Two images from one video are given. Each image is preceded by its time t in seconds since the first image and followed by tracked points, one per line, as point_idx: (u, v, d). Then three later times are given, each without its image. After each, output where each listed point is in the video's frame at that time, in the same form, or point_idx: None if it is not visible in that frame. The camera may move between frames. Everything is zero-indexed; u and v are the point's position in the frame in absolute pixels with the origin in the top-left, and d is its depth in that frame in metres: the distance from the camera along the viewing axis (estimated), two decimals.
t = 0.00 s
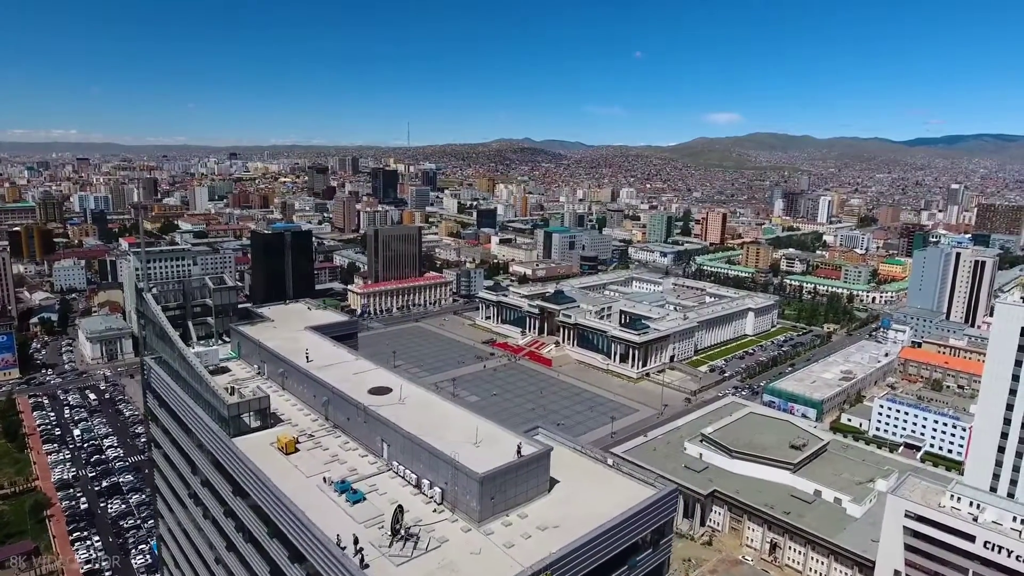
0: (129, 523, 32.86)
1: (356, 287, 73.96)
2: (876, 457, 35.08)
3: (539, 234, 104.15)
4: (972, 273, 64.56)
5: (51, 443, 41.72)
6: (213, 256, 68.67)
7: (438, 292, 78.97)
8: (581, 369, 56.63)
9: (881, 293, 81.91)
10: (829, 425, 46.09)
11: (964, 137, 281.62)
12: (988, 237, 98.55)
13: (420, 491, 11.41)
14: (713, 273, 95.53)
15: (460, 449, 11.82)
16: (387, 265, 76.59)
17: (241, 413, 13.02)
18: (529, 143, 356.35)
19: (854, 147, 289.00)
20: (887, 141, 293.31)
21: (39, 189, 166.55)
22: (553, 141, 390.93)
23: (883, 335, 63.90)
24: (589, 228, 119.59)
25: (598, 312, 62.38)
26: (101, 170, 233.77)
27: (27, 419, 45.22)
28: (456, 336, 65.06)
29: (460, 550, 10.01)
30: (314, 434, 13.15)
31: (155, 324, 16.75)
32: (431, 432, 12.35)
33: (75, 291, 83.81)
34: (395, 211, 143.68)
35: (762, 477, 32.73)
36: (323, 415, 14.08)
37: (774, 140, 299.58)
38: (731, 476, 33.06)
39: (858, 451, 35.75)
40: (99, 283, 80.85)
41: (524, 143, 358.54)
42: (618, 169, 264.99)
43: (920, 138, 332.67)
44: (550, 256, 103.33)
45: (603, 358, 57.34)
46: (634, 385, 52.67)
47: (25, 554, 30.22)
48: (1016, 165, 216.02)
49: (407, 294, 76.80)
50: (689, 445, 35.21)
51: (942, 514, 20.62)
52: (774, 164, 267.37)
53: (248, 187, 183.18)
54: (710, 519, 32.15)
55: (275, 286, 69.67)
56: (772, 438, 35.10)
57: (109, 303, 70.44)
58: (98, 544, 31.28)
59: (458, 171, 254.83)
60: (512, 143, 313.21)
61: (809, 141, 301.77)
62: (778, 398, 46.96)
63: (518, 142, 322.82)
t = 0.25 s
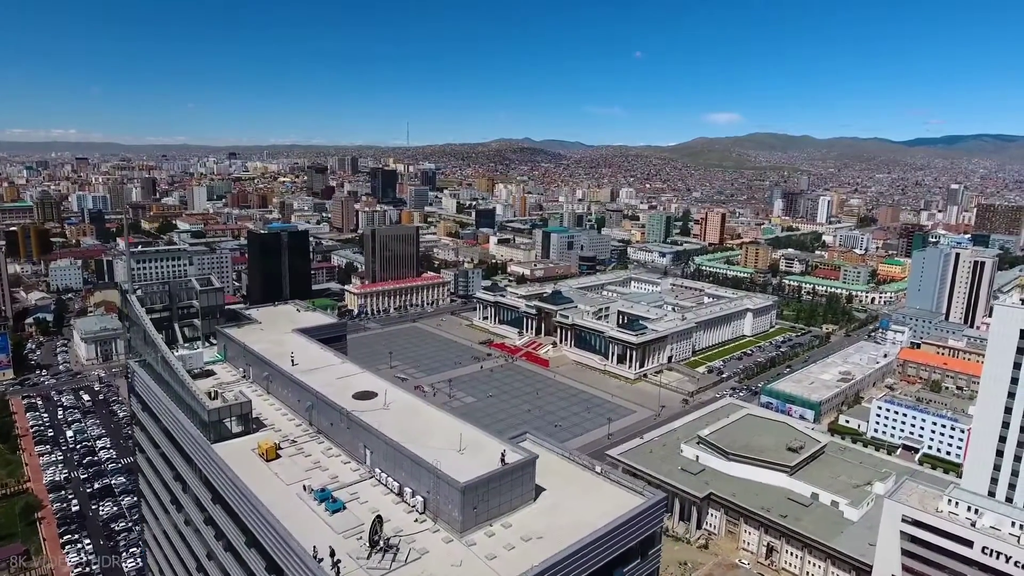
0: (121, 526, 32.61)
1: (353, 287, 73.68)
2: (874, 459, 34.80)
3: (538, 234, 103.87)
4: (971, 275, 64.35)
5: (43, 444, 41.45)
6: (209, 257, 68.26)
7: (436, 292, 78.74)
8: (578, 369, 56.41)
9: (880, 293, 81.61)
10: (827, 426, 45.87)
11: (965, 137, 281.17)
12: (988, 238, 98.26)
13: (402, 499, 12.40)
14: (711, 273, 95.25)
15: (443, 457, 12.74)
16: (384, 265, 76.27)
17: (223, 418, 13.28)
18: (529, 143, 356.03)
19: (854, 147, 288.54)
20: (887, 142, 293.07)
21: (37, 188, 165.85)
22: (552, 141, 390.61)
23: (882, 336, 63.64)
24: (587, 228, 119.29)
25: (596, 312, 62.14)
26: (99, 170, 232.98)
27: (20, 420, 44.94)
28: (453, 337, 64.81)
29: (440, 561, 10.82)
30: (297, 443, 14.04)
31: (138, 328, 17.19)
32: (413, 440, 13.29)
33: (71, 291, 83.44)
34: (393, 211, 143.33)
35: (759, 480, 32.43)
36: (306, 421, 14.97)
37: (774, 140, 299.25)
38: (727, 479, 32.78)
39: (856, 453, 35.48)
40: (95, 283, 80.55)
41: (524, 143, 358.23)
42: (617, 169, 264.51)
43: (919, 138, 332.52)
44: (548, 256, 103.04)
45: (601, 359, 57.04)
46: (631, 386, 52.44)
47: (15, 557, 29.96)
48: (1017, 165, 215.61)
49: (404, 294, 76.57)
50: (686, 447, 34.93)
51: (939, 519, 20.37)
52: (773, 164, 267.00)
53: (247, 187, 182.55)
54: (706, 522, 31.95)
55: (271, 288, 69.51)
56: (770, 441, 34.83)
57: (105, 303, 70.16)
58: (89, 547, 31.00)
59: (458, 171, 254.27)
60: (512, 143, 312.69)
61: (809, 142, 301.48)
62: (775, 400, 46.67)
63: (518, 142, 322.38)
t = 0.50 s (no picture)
0: (115, 528, 32.41)
1: (351, 287, 73.47)
2: (873, 461, 34.58)
3: (536, 234, 103.69)
4: (970, 276, 64.23)
5: (38, 445, 41.24)
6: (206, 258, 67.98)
7: (434, 292, 78.56)
8: (576, 370, 56.22)
9: (879, 294, 81.47)
10: (826, 427, 45.67)
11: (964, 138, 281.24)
12: (987, 238, 98.17)
13: (389, 504, 12.85)
14: (710, 273, 95.10)
15: (432, 462, 13.21)
16: (382, 265, 75.99)
17: (206, 422, 13.64)
18: (528, 143, 355.92)
19: (853, 148, 288.46)
20: (886, 142, 293.07)
21: (35, 188, 165.48)
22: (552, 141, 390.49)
23: (881, 337, 63.44)
24: (586, 228, 119.14)
25: (594, 313, 61.93)
26: (98, 170, 232.54)
27: (15, 421, 44.75)
28: (451, 337, 64.58)
29: (425, 567, 11.23)
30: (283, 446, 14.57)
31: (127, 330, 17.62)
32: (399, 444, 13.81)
33: (68, 291, 83.19)
34: (392, 211, 143.17)
35: (757, 481, 32.22)
36: (295, 424, 15.55)
37: (773, 141, 299.42)
38: (725, 481, 32.53)
39: (855, 455, 35.31)
40: (92, 283, 80.34)
41: (523, 143, 358.13)
42: (617, 169, 264.41)
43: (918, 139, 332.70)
44: (547, 256, 102.82)
45: (599, 359, 56.84)
46: (629, 387, 52.22)
47: (8, 560, 29.72)
48: (1016, 165, 215.65)
49: (402, 294, 76.35)
50: (683, 448, 34.72)
51: (937, 522, 20.21)
52: (773, 164, 266.92)
53: (245, 187, 182.22)
54: (704, 524, 31.80)
55: (269, 289, 69.23)
56: (768, 442, 34.65)
57: (102, 303, 69.95)
58: (82, 549, 30.76)
59: (457, 171, 254.12)
60: (511, 143, 312.52)
61: (808, 142, 301.44)
62: (774, 401, 46.45)
63: (517, 142, 322.25)
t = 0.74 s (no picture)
0: (107, 531, 32.16)
1: (348, 287, 73.23)
2: (871, 463, 34.39)
3: (535, 234, 103.40)
4: (970, 276, 63.98)
5: (32, 447, 40.99)
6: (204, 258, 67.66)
7: (431, 292, 78.35)
8: (573, 371, 55.97)
9: (878, 294, 81.26)
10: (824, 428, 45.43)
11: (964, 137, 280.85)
12: (987, 238, 97.96)
13: (373, 512, 13.44)
14: (709, 273, 94.86)
15: (417, 470, 13.79)
16: (380, 265, 75.74)
17: (190, 427, 14.42)
18: (527, 143, 355.47)
19: (853, 147, 288.12)
20: (886, 142, 292.65)
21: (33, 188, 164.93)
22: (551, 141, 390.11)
23: (880, 337, 63.19)
24: (585, 228, 118.89)
25: (592, 313, 61.66)
26: (97, 170, 232.06)
27: (9, 422, 44.49)
28: (448, 338, 64.34)
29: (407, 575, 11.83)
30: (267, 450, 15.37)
31: (116, 335, 18.83)
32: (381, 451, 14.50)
33: (64, 292, 82.91)
34: (391, 212, 142.83)
35: (754, 483, 31.98)
36: (279, 428, 16.33)
37: (773, 141, 299.09)
38: (722, 482, 32.29)
39: (853, 456, 35.05)
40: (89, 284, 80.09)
41: (523, 142, 357.85)
42: (616, 169, 263.95)
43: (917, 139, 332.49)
44: (545, 257, 102.58)
45: (596, 360, 56.58)
46: (627, 388, 51.95)
47: None
48: (1016, 165, 215.22)
49: (400, 295, 76.11)
50: (681, 449, 34.47)
51: (935, 525, 20.01)
52: (772, 164, 266.58)
53: (244, 187, 181.75)
54: (701, 526, 31.54)
55: (265, 290, 69.02)
56: (766, 443, 34.38)
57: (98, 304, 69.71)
58: (74, 552, 30.49)
59: (456, 170, 253.64)
60: (511, 143, 312.06)
61: (808, 141, 301.08)
62: (772, 402, 46.16)
63: (516, 142, 321.85)
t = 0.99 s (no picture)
0: (101, 533, 31.96)
1: (346, 287, 72.99)
2: (869, 465, 34.18)
3: (534, 234, 103.15)
4: (969, 276, 63.64)
5: (26, 448, 40.76)
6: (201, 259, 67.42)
7: (429, 293, 78.18)
8: (571, 372, 55.73)
9: (877, 294, 81.05)
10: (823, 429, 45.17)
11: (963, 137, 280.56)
12: (986, 239, 97.72)
13: (356, 520, 13.97)
14: (708, 274, 94.64)
15: (402, 476, 14.39)
16: (378, 265, 75.54)
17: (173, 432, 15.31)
18: (528, 143, 355.46)
19: (852, 147, 287.86)
20: (886, 141, 292.38)
21: (32, 189, 164.44)
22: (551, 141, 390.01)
23: (879, 337, 62.94)
24: (584, 228, 118.65)
25: (590, 314, 61.41)
26: (96, 170, 231.71)
27: (4, 424, 44.25)
28: (446, 338, 64.09)
29: None
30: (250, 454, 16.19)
31: (103, 341, 19.80)
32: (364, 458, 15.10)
33: (61, 292, 82.66)
34: (390, 212, 142.56)
35: (752, 485, 31.74)
36: (263, 432, 17.20)
37: (773, 141, 298.87)
38: (720, 485, 32.04)
39: (852, 459, 34.83)
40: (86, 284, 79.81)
41: (523, 142, 357.62)
42: (616, 169, 263.59)
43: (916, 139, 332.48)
44: (544, 257, 102.34)
45: (595, 360, 56.33)
46: (624, 389, 51.72)
47: None
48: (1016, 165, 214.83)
49: (397, 295, 75.87)
50: (678, 452, 34.21)
51: (933, 530, 19.80)
52: (772, 164, 266.39)
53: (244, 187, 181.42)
54: (698, 529, 31.33)
55: (263, 290, 68.88)
56: (764, 445, 34.12)
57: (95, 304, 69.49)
58: (67, 555, 30.26)
59: (455, 170, 253.28)
60: (510, 143, 311.72)
61: (807, 141, 300.83)
62: (771, 403, 45.93)
63: (516, 142, 321.63)
